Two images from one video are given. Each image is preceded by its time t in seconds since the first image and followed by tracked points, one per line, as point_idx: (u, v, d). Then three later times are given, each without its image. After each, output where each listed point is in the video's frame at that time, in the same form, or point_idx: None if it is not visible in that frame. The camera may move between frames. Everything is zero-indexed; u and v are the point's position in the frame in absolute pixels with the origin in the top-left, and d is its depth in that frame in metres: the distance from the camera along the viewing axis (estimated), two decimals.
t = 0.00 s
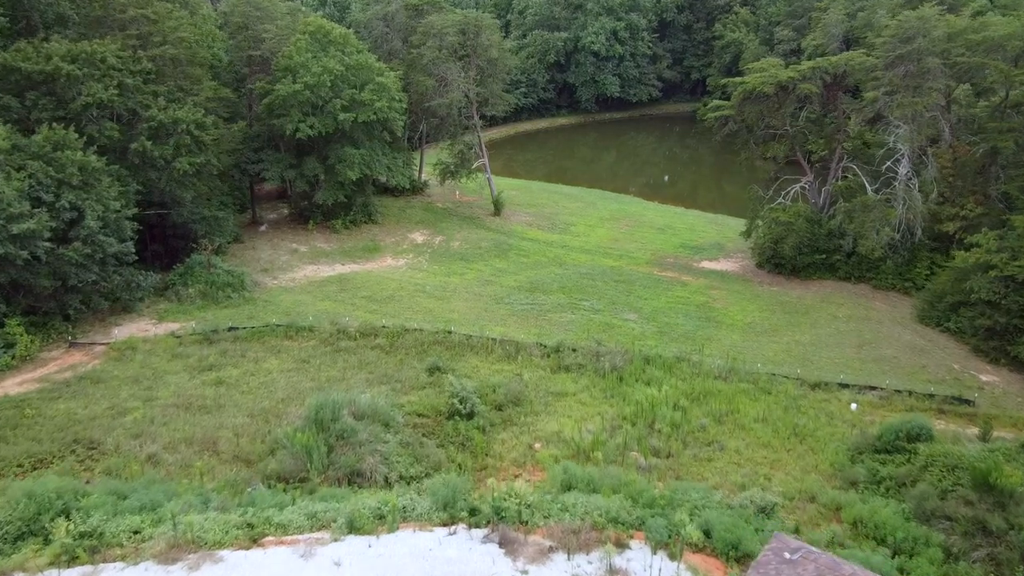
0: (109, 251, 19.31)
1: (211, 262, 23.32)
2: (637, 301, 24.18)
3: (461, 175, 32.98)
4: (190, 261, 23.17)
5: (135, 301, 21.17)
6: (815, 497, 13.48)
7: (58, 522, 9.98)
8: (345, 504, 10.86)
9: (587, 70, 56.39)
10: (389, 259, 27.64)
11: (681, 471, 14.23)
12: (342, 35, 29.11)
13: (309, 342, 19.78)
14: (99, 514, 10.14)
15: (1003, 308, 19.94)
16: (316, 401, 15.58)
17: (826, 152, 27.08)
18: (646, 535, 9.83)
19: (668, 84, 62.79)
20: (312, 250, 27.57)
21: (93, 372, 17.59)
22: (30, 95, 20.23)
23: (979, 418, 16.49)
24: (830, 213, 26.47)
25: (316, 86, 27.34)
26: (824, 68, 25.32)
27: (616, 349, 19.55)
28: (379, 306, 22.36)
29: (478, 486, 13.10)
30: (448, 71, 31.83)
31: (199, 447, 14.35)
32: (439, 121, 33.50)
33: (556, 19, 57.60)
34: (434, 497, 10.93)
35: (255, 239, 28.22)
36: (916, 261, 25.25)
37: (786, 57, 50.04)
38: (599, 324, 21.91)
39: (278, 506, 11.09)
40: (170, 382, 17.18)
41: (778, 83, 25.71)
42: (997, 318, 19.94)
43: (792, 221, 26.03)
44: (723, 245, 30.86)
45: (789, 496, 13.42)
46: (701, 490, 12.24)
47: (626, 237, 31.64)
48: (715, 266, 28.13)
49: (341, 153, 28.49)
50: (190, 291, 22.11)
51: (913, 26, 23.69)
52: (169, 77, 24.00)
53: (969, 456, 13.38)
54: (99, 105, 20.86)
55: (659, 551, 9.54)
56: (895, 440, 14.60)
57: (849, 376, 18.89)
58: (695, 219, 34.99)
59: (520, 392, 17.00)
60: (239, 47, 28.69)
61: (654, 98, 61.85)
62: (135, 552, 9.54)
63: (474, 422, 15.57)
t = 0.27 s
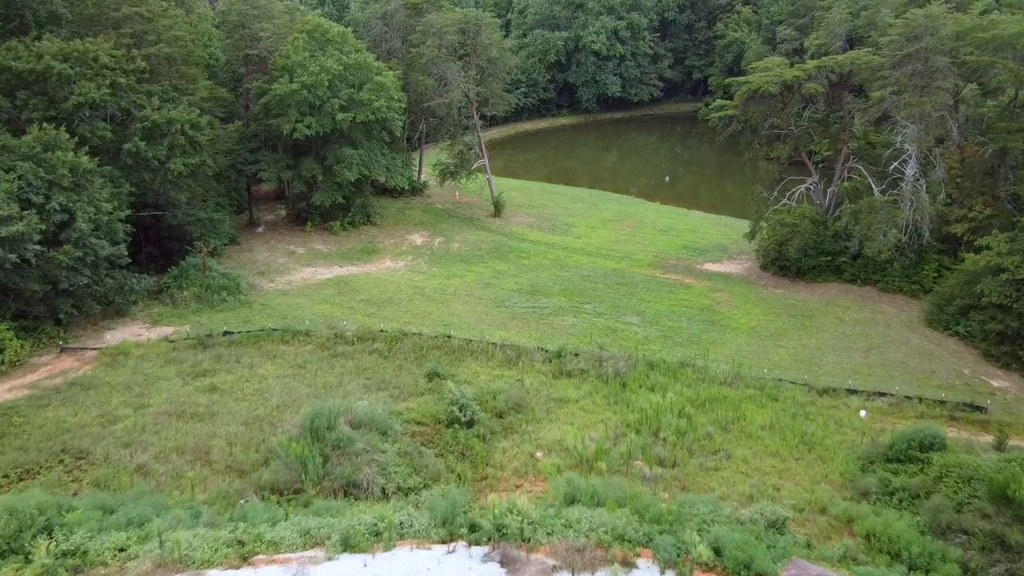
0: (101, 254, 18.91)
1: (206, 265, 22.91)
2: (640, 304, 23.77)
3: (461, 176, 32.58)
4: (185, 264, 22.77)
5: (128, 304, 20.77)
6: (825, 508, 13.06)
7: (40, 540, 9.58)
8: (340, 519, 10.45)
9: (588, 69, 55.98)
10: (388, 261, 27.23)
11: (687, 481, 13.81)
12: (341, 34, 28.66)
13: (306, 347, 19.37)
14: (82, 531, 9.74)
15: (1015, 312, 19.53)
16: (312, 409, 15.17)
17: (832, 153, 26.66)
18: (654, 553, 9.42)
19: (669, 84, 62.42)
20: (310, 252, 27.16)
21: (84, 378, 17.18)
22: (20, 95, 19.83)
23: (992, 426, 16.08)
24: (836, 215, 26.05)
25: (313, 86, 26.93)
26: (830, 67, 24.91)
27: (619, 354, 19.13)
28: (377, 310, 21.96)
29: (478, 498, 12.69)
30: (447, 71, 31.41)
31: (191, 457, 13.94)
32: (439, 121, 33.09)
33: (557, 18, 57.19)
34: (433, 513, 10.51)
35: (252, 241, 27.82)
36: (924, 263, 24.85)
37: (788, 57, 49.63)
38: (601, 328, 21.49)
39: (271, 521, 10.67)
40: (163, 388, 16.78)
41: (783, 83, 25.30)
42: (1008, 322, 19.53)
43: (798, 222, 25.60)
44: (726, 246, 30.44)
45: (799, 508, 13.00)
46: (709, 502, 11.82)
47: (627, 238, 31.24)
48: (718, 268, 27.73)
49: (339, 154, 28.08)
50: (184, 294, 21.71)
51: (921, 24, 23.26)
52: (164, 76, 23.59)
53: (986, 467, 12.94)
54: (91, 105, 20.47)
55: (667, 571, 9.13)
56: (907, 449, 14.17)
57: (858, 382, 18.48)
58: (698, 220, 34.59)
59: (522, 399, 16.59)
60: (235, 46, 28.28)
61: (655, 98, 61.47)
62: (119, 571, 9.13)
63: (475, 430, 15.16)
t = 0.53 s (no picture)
0: (93, 257, 18.48)
1: (202, 267, 22.49)
2: (644, 307, 23.37)
3: (461, 176, 32.18)
4: (180, 266, 22.36)
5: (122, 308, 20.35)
6: (837, 521, 12.62)
7: (20, 558, 9.16)
8: (335, 535, 10.03)
9: (589, 69, 55.60)
10: (387, 263, 26.82)
11: (694, 492, 13.39)
12: (338, 32, 28.29)
13: (303, 352, 18.96)
14: (66, 549, 9.33)
15: None
16: (308, 417, 14.75)
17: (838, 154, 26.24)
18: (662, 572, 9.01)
19: (671, 84, 62.09)
20: (307, 254, 26.74)
21: (74, 384, 16.76)
22: (11, 94, 19.42)
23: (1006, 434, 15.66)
24: (842, 216, 25.63)
25: (311, 85, 26.52)
26: (836, 66, 24.49)
27: (623, 359, 18.71)
28: (376, 313, 21.54)
29: (478, 510, 12.26)
30: (447, 70, 31.01)
31: (182, 467, 13.52)
32: (438, 121, 32.70)
33: (557, 18, 56.81)
34: (432, 528, 10.08)
35: (249, 243, 27.41)
36: (931, 266, 24.44)
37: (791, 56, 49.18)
38: (604, 332, 21.08)
39: (263, 537, 10.25)
40: (155, 395, 16.37)
41: (788, 82, 24.89)
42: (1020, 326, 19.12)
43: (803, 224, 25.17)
44: (730, 248, 30.04)
45: (810, 520, 12.58)
46: (718, 516, 11.40)
47: (630, 240, 30.84)
48: (722, 270, 27.30)
49: (337, 154, 27.66)
50: (179, 297, 21.29)
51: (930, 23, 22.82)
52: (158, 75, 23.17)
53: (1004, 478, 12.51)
54: (83, 105, 20.06)
55: None
56: (921, 458, 13.73)
57: (867, 388, 18.06)
58: (701, 221, 34.18)
59: (523, 405, 16.17)
60: (232, 45, 27.86)
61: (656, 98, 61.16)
62: None
63: (475, 439, 14.74)
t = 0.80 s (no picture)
0: (85, 259, 18.02)
1: (197, 270, 22.09)
2: (647, 310, 22.96)
3: (461, 177, 31.79)
4: (176, 269, 21.95)
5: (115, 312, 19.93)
6: (850, 534, 12.22)
7: None
8: (330, 552, 9.63)
9: (590, 69, 55.22)
10: (386, 265, 26.42)
11: (701, 503, 12.98)
12: (337, 31, 27.88)
13: (299, 357, 18.55)
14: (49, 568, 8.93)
15: None
16: (304, 425, 14.34)
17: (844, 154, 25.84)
18: None
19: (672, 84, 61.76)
20: (305, 256, 26.33)
21: (65, 390, 16.35)
22: (2, 93, 19.04)
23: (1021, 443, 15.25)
24: (848, 218, 25.22)
25: (308, 85, 26.13)
26: (842, 65, 24.08)
27: (627, 364, 18.30)
28: (375, 317, 21.14)
29: (479, 524, 11.85)
30: (447, 69, 30.60)
31: (174, 477, 13.11)
32: (438, 121, 32.30)
33: (558, 17, 56.41)
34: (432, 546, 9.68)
35: (246, 244, 27.00)
36: (940, 268, 24.03)
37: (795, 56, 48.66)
38: (607, 336, 20.67)
39: (256, 554, 9.85)
40: (148, 401, 15.96)
41: (794, 81, 24.48)
42: None
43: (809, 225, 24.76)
44: (734, 250, 29.62)
45: (821, 533, 12.17)
46: (728, 530, 11.01)
47: (632, 241, 30.43)
48: (727, 272, 26.89)
49: (335, 155, 27.25)
50: (174, 301, 20.88)
51: (939, 21, 22.40)
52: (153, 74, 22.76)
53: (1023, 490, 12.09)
54: (76, 104, 19.67)
55: None
56: (935, 469, 13.32)
57: (877, 394, 17.66)
58: (704, 222, 33.77)
59: (525, 413, 15.76)
60: (229, 44, 27.47)
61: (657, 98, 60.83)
62: None
63: (476, 448, 14.34)
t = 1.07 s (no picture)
0: (77, 263, 17.65)
1: (193, 272, 21.67)
2: (651, 313, 22.56)
3: (461, 178, 31.40)
4: (171, 271, 21.54)
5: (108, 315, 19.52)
6: (864, 547, 11.81)
7: None
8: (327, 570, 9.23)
9: (590, 68, 54.83)
10: (386, 267, 26.02)
11: (710, 515, 12.57)
12: (335, 30, 27.53)
13: (296, 362, 18.15)
14: None
15: None
16: (299, 434, 13.93)
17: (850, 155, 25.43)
18: None
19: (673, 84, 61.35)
20: (303, 258, 25.93)
21: (56, 396, 15.94)
22: None
23: None
24: (855, 219, 24.81)
25: (306, 84, 25.73)
26: (849, 64, 23.67)
27: (632, 370, 17.88)
28: (374, 320, 20.74)
29: (481, 538, 11.44)
30: (447, 68, 30.18)
31: (166, 488, 12.71)
32: (438, 121, 31.90)
33: (559, 16, 56.01)
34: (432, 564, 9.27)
35: (243, 246, 26.60)
36: (948, 271, 23.63)
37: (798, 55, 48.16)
38: (610, 340, 20.26)
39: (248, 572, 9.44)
40: (140, 409, 15.56)
41: (800, 80, 24.07)
42: None
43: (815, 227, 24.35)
44: (738, 251, 29.21)
45: (835, 547, 11.76)
46: (739, 546, 10.60)
47: (635, 243, 30.02)
48: (731, 274, 26.48)
49: (333, 155, 26.85)
50: (169, 304, 20.47)
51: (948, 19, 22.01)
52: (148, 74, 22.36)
53: None
54: (68, 103, 19.27)
55: None
56: (951, 479, 12.91)
57: (887, 400, 17.25)
58: (707, 223, 33.37)
59: (527, 420, 15.36)
60: (225, 43, 27.07)
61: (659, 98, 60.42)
62: None
63: (476, 457, 13.93)
